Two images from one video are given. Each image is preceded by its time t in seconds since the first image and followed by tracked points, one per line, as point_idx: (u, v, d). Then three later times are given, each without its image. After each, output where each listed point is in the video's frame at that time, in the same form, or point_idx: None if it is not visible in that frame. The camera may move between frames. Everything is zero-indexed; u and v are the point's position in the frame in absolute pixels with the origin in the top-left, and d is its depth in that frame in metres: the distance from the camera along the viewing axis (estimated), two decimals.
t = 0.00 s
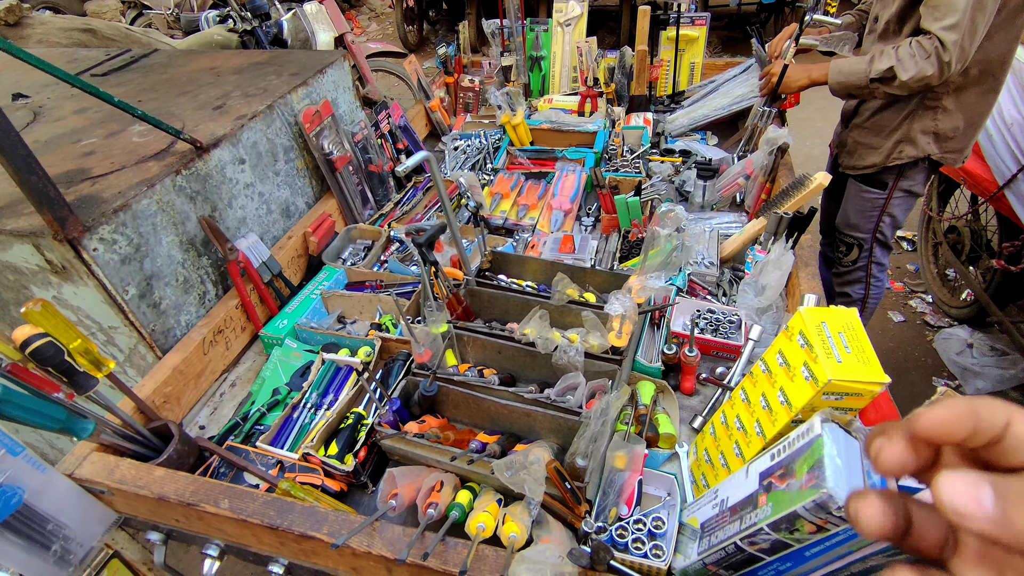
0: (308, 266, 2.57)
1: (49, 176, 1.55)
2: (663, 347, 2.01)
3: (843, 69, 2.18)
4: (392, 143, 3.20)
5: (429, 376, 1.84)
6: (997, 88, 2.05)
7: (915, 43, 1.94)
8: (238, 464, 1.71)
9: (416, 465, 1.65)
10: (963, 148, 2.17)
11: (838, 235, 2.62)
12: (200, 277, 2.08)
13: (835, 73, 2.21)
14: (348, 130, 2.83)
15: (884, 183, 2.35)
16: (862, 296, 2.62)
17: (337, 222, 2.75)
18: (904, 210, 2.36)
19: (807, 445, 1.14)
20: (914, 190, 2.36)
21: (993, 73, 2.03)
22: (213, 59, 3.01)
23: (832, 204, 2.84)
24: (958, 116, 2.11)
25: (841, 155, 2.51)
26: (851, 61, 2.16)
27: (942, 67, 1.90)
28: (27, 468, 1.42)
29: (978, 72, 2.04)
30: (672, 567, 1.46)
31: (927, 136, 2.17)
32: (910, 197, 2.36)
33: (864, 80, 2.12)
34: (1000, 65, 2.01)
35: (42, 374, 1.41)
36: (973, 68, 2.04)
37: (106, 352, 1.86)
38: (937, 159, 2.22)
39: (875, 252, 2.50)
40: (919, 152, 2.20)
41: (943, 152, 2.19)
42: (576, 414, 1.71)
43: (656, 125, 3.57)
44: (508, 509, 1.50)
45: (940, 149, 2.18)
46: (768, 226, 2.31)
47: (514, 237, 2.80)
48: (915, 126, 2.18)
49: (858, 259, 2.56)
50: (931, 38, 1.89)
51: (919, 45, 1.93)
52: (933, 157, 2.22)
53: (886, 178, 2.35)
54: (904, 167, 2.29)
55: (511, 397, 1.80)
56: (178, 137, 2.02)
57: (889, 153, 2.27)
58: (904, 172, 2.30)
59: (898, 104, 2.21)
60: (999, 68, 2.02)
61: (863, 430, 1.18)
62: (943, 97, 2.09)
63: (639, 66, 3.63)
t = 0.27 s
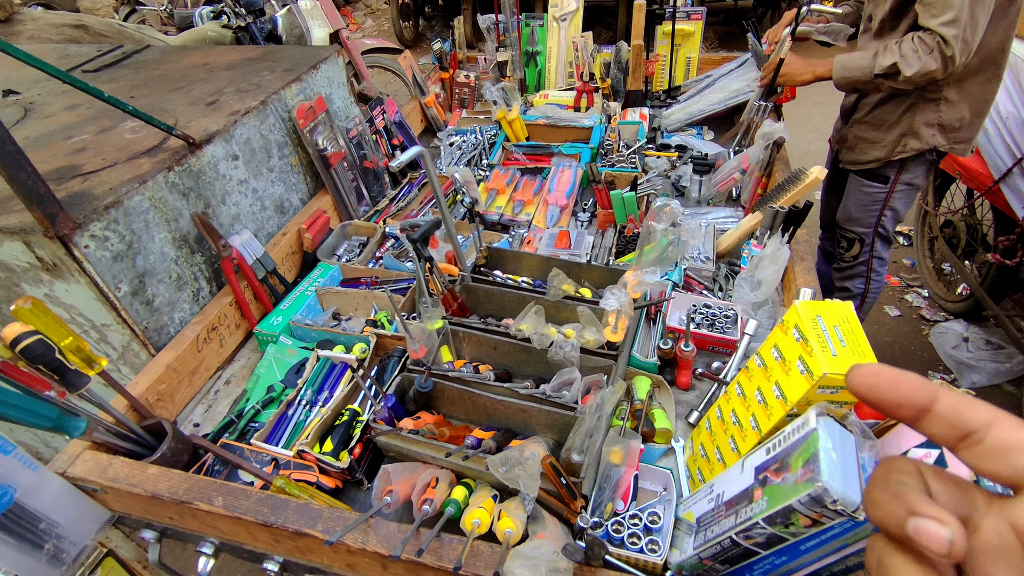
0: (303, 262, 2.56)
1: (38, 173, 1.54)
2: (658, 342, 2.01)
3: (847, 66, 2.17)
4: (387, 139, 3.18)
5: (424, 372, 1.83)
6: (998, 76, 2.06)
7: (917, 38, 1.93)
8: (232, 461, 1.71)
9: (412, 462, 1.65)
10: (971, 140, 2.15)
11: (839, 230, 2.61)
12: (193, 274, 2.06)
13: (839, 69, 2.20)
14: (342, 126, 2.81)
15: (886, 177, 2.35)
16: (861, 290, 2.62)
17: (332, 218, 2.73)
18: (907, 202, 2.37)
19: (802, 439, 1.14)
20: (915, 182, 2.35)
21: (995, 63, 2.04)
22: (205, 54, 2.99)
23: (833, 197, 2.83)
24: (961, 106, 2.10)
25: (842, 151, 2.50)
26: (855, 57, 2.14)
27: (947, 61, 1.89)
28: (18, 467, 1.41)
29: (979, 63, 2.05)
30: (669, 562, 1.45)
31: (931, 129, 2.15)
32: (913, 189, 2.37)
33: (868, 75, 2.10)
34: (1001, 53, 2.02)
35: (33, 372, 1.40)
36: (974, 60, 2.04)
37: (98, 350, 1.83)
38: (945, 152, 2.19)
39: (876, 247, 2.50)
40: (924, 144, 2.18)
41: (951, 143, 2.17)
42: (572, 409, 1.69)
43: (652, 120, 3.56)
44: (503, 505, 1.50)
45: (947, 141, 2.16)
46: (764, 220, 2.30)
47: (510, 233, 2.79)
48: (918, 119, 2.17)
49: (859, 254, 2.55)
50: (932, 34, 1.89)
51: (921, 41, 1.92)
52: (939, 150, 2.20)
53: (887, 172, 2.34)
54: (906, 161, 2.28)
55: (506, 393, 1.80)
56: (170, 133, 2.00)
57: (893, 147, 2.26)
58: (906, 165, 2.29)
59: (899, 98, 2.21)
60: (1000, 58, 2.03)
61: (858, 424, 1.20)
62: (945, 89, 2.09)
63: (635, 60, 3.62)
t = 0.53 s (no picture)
0: (297, 260, 2.55)
1: (28, 170, 1.53)
2: (653, 336, 2.01)
3: (834, 61, 2.19)
4: (380, 136, 3.18)
5: (419, 368, 1.83)
6: (984, 67, 2.06)
7: (899, 36, 1.94)
8: (228, 459, 1.71)
9: (409, 458, 1.66)
10: (963, 130, 2.16)
11: (833, 225, 2.63)
12: (187, 272, 2.06)
13: (827, 65, 2.22)
14: (335, 124, 2.80)
15: (877, 172, 2.36)
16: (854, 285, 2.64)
17: (326, 216, 2.73)
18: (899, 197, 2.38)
19: (796, 429, 1.15)
20: (908, 175, 2.36)
21: (981, 55, 2.04)
22: (197, 52, 2.97)
23: (826, 192, 2.84)
24: (949, 98, 2.11)
25: (834, 147, 2.52)
26: (843, 53, 2.16)
27: (927, 60, 1.91)
28: (11, 466, 1.40)
29: (964, 56, 2.06)
30: (665, 554, 1.46)
31: (921, 122, 2.17)
32: (905, 183, 2.38)
33: (854, 72, 2.13)
34: (985, 45, 2.03)
35: (26, 371, 1.39)
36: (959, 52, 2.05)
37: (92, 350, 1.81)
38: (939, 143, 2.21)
39: (869, 241, 2.52)
40: (916, 137, 2.20)
41: (941, 135, 2.18)
42: (567, 404, 1.71)
43: (646, 116, 3.57)
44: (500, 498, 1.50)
45: (938, 133, 2.18)
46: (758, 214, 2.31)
47: (505, 229, 2.80)
48: (907, 114, 2.18)
49: (853, 249, 2.58)
50: (912, 33, 1.90)
51: (902, 40, 1.94)
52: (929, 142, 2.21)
53: (880, 167, 2.35)
54: (898, 155, 2.29)
55: (501, 388, 1.80)
56: (161, 131, 1.99)
57: (885, 143, 2.27)
58: (898, 160, 2.30)
59: (887, 94, 2.22)
60: (985, 49, 2.03)
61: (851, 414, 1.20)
62: (931, 83, 2.10)
63: (628, 57, 3.63)
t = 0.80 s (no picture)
0: (295, 261, 2.58)
1: (31, 173, 1.55)
2: (647, 332, 2.06)
3: (818, 62, 2.25)
4: (376, 138, 3.21)
5: (419, 364, 1.86)
6: (963, 67, 2.12)
7: (879, 38, 2.00)
8: (231, 457, 1.73)
9: (409, 452, 1.68)
10: (942, 129, 2.22)
11: (821, 223, 2.69)
12: (187, 274, 2.08)
13: (811, 66, 2.28)
14: (331, 125, 2.83)
15: (861, 171, 2.42)
16: (842, 282, 2.70)
17: (323, 217, 2.76)
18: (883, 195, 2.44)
19: (784, 415, 1.19)
20: (892, 174, 2.42)
21: (959, 54, 2.11)
22: (192, 56, 2.99)
23: (814, 189, 2.90)
24: (928, 98, 2.18)
25: (820, 147, 2.57)
26: (826, 55, 2.21)
27: (906, 60, 1.97)
28: (18, 464, 1.42)
29: (941, 56, 2.12)
30: (661, 541, 1.50)
31: (902, 121, 2.23)
32: (889, 180, 2.44)
33: (837, 74, 2.19)
34: (961, 45, 2.09)
35: (32, 370, 1.42)
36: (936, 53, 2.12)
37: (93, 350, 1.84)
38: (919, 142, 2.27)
39: (856, 238, 2.58)
40: (897, 136, 2.25)
41: (922, 134, 2.25)
42: (564, 398, 1.75)
43: (637, 117, 3.63)
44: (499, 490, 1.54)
45: (919, 132, 2.24)
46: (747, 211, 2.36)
47: (500, 229, 2.84)
48: (888, 113, 2.24)
49: (840, 246, 2.64)
50: (891, 35, 1.96)
51: (881, 42, 1.99)
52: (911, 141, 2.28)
53: (863, 165, 2.41)
54: (881, 154, 2.35)
55: (499, 383, 1.84)
56: (160, 134, 2.01)
57: (868, 142, 2.33)
58: (881, 159, 2.36)
59: (869, 94, 2.28)
60: (961, 49, 2.10)
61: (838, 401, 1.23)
62: (910, 83, 2.17)
63: (619, 58, 3.68)
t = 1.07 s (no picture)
0: (292, 263, 2.63)
1: (38, 178, 1.60)
2: (635, 327, 2.13)
3: (794, 66, 2.35)
4: (369, 143, 3.27)
5: (416, 360, 1.93)
6: (933, 72, 2.22)
7: (850, 43, 2.10)
8: (233, 452, 1.78)
9: (407, 445, 1.74)
10: (915, 133, 2.32)
11: (803, 223, 2.78)
12: (187, 276, 2.13)
13: (788, 69, 2.38)
14: (326, 131, 2.89)
15: (840, 172, 2.52)
16: (825, 279, 2.79)
17: (318, 220, 2.81)
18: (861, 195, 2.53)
19: (764, 398, 1.26)
20: (869, 175, 2.52)
21: (928, 59, 2.20)
22: (187, 63, 3.04)
23: (796, 190, 2.99)
24: (901, 103, 2.28)
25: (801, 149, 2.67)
26: (802, 59, 2.31)
27: (873, 65, 2.07)
28: (28, 460, 1.46)
29: (912, 62, 2.22)
30: (651, 524, 1.57)
31: (876, 125, 2.33)
32: (867, 181, 2.53)
33: (810, 77, 2.28)
34: (931, 51, 2.19)
35: (41, 368, 1.47)
36: (907, 59, 2.22)
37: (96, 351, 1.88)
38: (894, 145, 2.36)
39: (837, 237, 2.68)
40: (871, 139, 2.35)
41: (896, 138, 2.34)
42: (557, 390, 1.81)
43: (625, 120, 3.72)
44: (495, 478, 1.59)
45: (892, 136, 2.34)
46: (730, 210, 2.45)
47: (492, 230, 2.90)
48: (863, 117, 2.34)
49: (823, 245, 2.73)
50: (860, 39, 2.06)
51: (851, 46, 2.09)
52: (884, 144, 2.37)
53: (842, 167, 2.51)
54: (858, 156, 2.45)
55: (494, 376, 1.90)
56: (160, 139, 2.07)
57: (844, 144, 2.43)
58: (858, 161, 2.46)
59: (845, 98, 2.38)
60: (931, 56, 2.20)
61: (814, 384, 1.31)
62: (884, 88, 2.27)
63: (607, 63, 3.76)
